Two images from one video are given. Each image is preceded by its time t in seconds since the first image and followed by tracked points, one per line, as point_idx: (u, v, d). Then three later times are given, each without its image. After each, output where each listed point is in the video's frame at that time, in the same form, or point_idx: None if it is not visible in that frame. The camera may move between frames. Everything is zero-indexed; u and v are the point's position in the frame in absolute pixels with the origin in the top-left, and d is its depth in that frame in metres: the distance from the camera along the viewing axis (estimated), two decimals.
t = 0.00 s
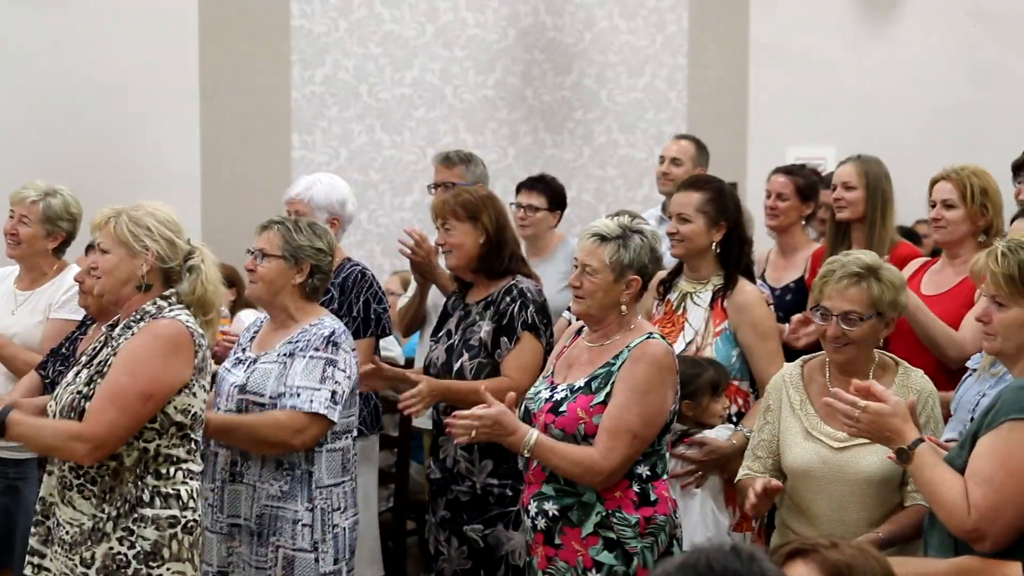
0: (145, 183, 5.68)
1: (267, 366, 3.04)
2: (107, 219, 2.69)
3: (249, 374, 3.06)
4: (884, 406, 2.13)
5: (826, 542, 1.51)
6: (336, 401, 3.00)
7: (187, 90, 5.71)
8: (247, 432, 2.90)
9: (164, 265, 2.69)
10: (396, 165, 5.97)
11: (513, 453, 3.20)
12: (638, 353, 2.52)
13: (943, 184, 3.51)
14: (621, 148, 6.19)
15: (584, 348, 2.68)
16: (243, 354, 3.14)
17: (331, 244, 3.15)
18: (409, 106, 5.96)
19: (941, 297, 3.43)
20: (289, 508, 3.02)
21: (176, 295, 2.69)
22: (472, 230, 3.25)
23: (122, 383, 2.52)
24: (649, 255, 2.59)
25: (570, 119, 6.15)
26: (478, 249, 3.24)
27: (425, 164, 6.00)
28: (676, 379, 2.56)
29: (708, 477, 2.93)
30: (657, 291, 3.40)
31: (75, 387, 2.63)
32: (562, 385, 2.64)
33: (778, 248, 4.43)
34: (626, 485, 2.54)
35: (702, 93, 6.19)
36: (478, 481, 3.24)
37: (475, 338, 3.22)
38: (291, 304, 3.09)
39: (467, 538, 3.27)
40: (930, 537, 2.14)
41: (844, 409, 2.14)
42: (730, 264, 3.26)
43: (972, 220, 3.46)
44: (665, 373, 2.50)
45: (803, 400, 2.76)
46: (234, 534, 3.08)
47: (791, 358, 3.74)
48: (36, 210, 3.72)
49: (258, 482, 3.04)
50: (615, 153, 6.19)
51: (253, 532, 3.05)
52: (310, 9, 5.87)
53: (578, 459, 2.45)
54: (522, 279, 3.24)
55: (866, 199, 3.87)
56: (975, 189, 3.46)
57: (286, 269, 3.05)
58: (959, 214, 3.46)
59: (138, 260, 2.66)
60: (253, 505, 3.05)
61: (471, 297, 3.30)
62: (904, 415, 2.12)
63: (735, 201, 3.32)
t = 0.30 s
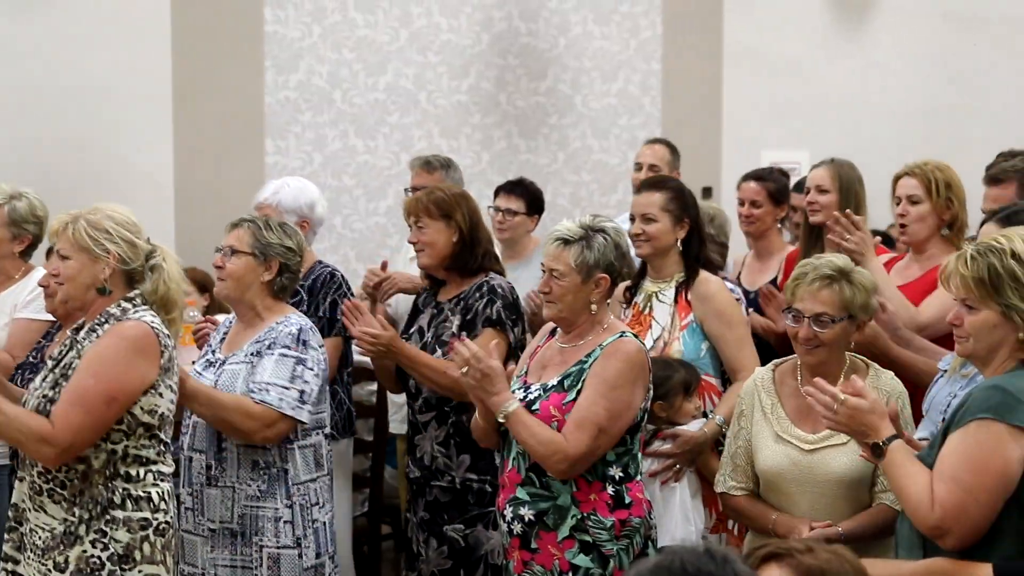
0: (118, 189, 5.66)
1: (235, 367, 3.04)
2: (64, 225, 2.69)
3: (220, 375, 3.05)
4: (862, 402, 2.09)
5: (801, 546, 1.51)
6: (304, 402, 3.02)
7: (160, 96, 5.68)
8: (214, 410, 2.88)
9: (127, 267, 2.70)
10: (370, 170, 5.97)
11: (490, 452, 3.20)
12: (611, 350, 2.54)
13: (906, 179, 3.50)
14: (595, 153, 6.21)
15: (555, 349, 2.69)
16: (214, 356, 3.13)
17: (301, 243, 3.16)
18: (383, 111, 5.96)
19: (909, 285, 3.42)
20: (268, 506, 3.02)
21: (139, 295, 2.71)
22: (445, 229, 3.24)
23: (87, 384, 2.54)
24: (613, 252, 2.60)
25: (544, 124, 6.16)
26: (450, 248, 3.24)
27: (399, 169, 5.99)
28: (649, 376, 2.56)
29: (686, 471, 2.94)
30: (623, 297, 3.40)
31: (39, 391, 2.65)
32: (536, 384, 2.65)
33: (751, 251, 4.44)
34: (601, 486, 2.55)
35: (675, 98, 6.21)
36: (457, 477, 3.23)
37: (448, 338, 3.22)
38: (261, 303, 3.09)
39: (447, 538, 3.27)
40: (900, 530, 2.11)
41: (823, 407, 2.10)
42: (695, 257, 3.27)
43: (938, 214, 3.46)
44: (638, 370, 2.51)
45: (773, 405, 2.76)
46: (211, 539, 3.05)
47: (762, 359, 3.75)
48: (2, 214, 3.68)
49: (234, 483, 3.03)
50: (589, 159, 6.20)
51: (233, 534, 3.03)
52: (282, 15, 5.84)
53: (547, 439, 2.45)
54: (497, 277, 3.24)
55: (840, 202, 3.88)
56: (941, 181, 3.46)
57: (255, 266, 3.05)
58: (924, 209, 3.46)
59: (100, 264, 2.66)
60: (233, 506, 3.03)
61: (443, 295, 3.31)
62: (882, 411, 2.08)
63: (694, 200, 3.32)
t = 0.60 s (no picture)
0: (100, 190, 5.65)
1: (212, 368, 3.04)
2: (44, 223, 2.69)
3: (198, 376, 3.04)
4: (834, 411, 2.10)
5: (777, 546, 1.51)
6: (272, 401, 2.99)
7: (139, 97, 5.67)
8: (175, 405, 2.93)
9: (102, 271, 2.69)
10: (350, 170, 5.96)
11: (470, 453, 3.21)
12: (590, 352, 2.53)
13: (873, 183, 3.52)
14: (576, 153, 6.21)
15: (534, 349, 2.70)
16: (193, 358, 3.13)
17: (280, 244, 3.15)
18: (363, 112, 5.95)
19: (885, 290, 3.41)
20: (241, 508, 3.01)
21: (111, 298, 2.70)
22: (423, 231, 3.24)
23: (53, 385, 2.54)
24: (593, 252, 2.60)
25: (525, 124, 6.16)
26: (430, 249, 3.23)
27: (379, 169, 5.98)
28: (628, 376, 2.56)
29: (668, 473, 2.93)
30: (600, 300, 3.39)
31: (12, 392, 2.65)
32: (515, 385, 2.64)
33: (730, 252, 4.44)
34: (581, 488, 2.55)
35: (654, 97, 6.23)
36: (435, 480, 3.23)
37: (427, 338, 3.19)
38: (241, 304, 3.08)
39: (425, 540, 3.26)
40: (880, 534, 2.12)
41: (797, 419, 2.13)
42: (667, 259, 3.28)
43: (905, 218, 3.47)
44: (614, 373, 2.51)
45: (755, 403, 2.77)
46: (188, 539, 3.05)
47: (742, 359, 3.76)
48: None
49: (210, 485, 3.03)
50: (570, 159, 6.20)
51: (209, 535, 3.03)
52: (262, 15, 5.84)
53: (522, 444, 2.46)
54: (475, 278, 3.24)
55: (819, 204, 3.89)
56: (905, 182, 3.49)
57: (235, 267, 3.05)
58: (892, 212, 3.47)
59: (75, 266, 2.66)
60: (206, 508, 3.02)
61: (422, 298, 3.30)
62: (854, 418, 2.09)
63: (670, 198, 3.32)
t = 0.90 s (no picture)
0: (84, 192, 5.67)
1: (191, 365, 3.02)
2: (16, 227, 2.67)
3: (175, 373, 3.03)
4: (817, 403, 1.98)
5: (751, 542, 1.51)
6: (266, 398, 3.00)
7: (119, 97, 5.66)
8: (178, 430, 2.86)
9: (77, 275, 2.69)
10: (330, 169, 5.95)
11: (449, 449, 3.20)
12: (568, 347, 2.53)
13: (845, 183, 3.53)
14: (555, 152, 6.19)
15: (512, 340, 2.69)
16: (169, 354, 3.12)
17: (258, 245, 3.15)
18: (342, 110, 5.94)
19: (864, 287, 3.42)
20: (216, 504, 3.00)
21: (86, 300, 2.70)
22: (401, 229, 3.23)
23: (35, 392, 2.52)
24: (579, 254, 2.63)
25: (504, 123, 6.16)
26: (407, 248, 3.23)
27: (358, 168, 5.96)
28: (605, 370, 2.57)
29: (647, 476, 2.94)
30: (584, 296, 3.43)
31: None
32: (490, 377, 2.64)
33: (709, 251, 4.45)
34: (556, 482, 2.55)
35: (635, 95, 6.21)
36: (417, 476, 3.23)
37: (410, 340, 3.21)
38: (217, 303, 3.07)
39: (407, 536, 3.27)
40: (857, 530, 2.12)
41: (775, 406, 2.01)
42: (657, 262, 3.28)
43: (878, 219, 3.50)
44: (593, 368, 2.51)
45: (734, 398, 2.78)
46: (161, 534, 3.05)
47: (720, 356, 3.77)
48: None
49: (184, 481, 3.03)
50: (550, 158, 6.19)
51: (182, 530, 3.03)
52: (240, 13, 5.82)
53: (512, 440, 2.42)
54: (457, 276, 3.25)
55: (797, 201, 3.90)
56: (876, 184, 3.50)
57: (212, 267, 3.04)
58: (864, 214, 3.49)
59: (49, 271, 2.65)
60: (180, 503, 3.03)
61: (399, 296, 3.30)
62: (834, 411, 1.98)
63: (656, 199, 3.32)
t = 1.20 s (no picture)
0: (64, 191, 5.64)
1: (165, 363, 3.03)
2: None
3: (154, 373, 3.03)
4: (794, 394, 2.05)
5: (726, 537, 1.52)
6: (222, 393, 2.98)
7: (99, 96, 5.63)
8: (135, 395, 2.88)
9: (49, 269, 2.68)
10: (310, 165, 5.88)
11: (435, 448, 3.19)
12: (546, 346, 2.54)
13: (838, 175, 3.56)
14: (536, 148, 6.27)
15: (490, 341, 2.68)
16: (146, 354, 3.12)
17: (233, 241, 3.14)
18: (323, 106, 5.89)
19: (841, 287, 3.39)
20: (203, 504, 3.00)
21: (62, 296, 2.70)
22: (381, 224, 3.24)
23: None
24: (563, 253, 2.63)
25: (484, 119, 6.17)
26: (388, 244, 3.23)
27: (339, 164, 5.94)
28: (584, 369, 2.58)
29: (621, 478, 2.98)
30: (571, 287, 3.41)
31: None
32: (470, 379, 2.64)
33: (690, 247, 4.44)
34: (539, 479, 2.56)
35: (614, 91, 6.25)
36: (403, 474, 3.23)
37: (394, 332, 3.21)
38: (193, 300, 3.07)
39: (390, 533, 3.27)
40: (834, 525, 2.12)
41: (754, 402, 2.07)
42: (646, 258, 3.27)
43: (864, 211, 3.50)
44: (572, 366, 2.52)
45: (716, 396, 2.78)
46: (147, 537, 3.03)
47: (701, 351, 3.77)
48: None
49: (170, 482, 3.02)
50: (530, 153, 6.26)
51: (170, 531, 3.03)
52: (220, 8, 5.68)
53: (485, 443, 2.46)
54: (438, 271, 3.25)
55: (779, 197, 3.91)
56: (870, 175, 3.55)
57: (186, 264, 3.03)
58: (856, 206, 3.49)
59: (23, 262, 2.65)
60: (167, 505, 3.02)
61: (381, 293, 3.30)
62: (814, 403, 2.05)
63: (644, 191, 3.32)
